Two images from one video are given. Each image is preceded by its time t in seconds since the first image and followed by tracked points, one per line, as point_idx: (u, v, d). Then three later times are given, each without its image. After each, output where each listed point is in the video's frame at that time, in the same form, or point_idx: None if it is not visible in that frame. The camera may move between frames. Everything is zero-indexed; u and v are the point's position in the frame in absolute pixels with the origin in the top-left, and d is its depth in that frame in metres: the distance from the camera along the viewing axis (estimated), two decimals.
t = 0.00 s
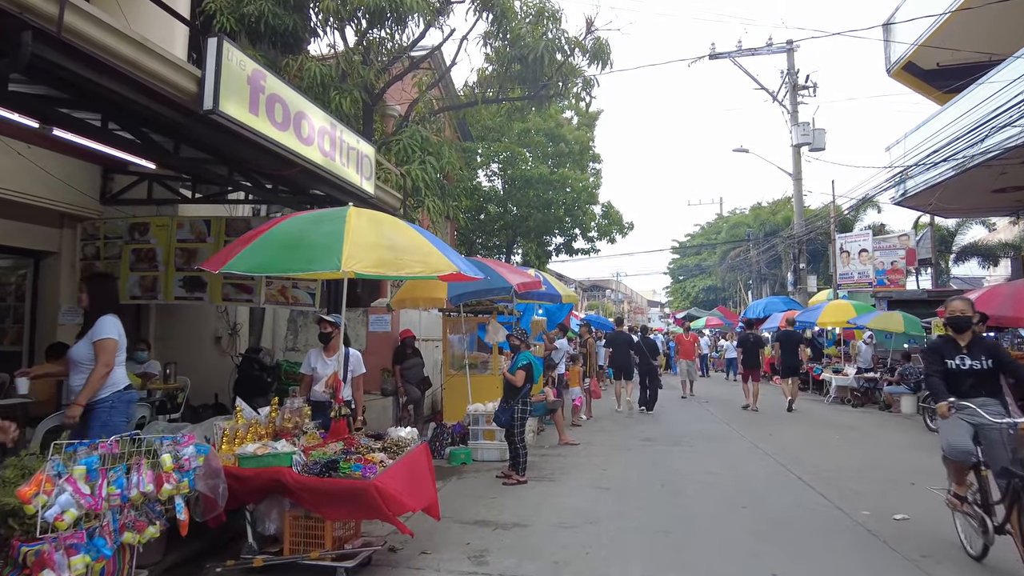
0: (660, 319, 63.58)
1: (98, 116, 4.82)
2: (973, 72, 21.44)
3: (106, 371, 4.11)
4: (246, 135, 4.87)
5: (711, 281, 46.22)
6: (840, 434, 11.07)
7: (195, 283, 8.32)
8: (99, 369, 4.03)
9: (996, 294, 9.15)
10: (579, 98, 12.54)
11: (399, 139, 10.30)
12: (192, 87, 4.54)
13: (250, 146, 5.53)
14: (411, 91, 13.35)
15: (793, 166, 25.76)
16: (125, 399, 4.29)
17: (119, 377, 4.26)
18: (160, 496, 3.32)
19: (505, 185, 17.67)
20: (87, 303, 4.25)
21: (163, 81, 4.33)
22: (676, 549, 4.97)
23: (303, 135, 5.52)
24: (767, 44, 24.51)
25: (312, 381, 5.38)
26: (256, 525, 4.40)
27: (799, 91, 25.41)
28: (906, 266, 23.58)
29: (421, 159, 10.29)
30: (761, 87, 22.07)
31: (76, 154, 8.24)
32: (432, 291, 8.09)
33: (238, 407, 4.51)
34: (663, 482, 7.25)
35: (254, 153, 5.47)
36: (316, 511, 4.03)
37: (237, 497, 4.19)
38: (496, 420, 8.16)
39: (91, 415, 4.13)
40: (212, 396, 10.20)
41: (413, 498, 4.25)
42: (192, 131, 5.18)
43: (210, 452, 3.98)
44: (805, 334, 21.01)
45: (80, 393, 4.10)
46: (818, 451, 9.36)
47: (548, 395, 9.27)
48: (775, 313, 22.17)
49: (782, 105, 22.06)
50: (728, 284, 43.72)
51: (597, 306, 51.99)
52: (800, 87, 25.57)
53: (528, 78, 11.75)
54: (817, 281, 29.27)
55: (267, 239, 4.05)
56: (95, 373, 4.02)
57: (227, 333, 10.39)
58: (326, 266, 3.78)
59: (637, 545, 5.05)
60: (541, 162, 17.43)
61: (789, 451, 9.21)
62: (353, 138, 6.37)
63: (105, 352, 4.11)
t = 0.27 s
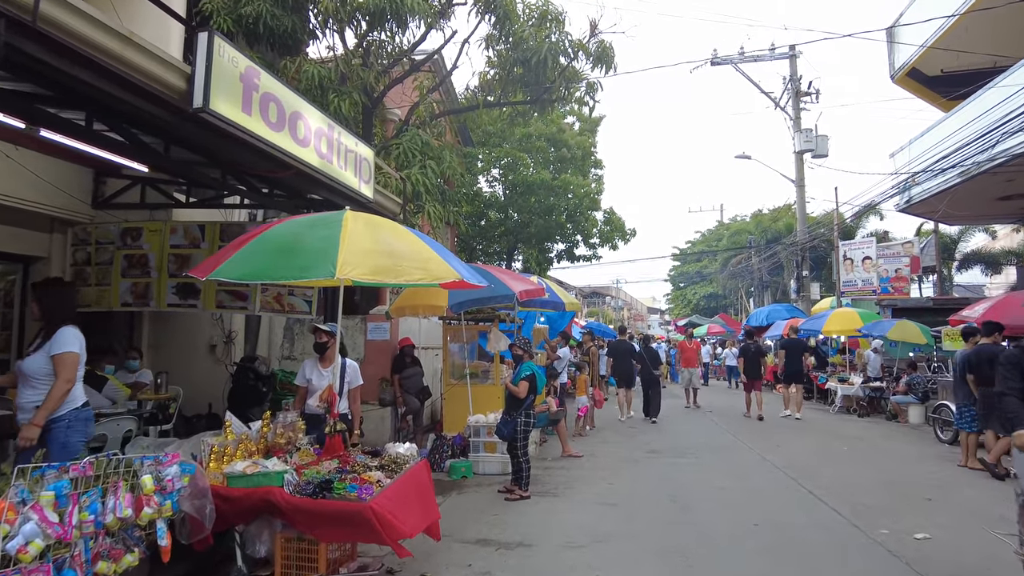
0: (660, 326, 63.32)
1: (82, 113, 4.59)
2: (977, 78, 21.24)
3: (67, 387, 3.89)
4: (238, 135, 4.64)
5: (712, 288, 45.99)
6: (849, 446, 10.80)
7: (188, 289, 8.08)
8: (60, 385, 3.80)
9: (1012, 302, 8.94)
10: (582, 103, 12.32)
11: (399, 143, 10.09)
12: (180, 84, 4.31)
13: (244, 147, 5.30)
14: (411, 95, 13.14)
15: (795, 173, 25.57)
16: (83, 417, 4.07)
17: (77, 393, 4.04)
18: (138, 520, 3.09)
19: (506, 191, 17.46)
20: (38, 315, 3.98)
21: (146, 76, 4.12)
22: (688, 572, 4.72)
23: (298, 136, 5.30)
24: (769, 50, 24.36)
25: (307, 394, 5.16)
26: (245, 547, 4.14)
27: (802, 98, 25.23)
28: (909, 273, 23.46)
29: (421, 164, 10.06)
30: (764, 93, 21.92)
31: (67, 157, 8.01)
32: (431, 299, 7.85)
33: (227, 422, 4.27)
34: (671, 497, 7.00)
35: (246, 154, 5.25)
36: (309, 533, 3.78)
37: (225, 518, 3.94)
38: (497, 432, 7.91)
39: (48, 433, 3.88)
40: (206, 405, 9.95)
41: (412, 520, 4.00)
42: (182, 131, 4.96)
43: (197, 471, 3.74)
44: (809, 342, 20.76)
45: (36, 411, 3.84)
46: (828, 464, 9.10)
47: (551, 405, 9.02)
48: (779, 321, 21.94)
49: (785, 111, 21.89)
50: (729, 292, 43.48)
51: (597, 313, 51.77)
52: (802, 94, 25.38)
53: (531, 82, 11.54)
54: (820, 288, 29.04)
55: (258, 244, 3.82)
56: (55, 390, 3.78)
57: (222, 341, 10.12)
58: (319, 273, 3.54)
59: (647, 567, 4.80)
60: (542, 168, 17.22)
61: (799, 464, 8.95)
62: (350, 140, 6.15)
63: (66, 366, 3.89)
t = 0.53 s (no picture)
0: (660, 332, 63.10)
1: (63, 107, 4.40)
2: (979, 83, 21.11)
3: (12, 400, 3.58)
4: (227, 131, 4.44)
5: (712, 294, 45.82)
6: (856, 455, 10.57)
7: (180, 294, 7.84)
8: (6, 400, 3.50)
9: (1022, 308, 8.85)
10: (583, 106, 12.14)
11: (398, 145, 9.90)
12: (166, 77, 4.12)
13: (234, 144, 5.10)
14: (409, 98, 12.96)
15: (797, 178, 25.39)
16: (25, 432, 3.74)
17: (22, 406, 3.73)
18: (111, 539, 2.87)
19: (506, 196, 17.27)
20: None
21: (127, 66, 3.89)
22: None
23: (291, 133, 5.10)
24: (770, 55, 24.23)
25: (300, 402, 4.97)
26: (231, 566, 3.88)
27: (803, 103, 25.08)
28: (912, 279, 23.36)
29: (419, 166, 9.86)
30: (765, 99, 21.76)
31: (56, 158, 7.81)
32: (431, 303, 7.63)
33: (213, 432, 4.04)
34: (677, 509, 6.77)
35: (237, 152, 5.05)
36: (299, 551, 3.55)
37: (210, 534, 3.71)
38: (497, 441, 7.67)
39: None
40: (197, 413, 9.72)
41: (407, 538, 3.78)
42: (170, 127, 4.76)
43: (178, 485, 3.51)
44: (812, 349, 20.53)
45: None
46: (837, 474, 8.87)
47: (552, 413, 8.79)
48: (781, 328, 21.70)
49: (786, 116, 21.74)
50: (729, 298, 43.24)
51: (596, 319, 51.54)
52: (804, 99, 25.22)
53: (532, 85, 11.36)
54: (821, 294, 28.84)
55: (244, 243, 3.61)
56: (0, 403, 3.49)
57: (215, 348, 9.94)
58: (308, 274, 3.32)
59: None
60: (542, 172, 17.03)
61: (807, 475, 8.73)
62: (346, 139, 5.94)
63: (13, 378, 3.57)
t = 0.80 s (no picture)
0: (658, 336, 62.86)
1: (31, 96, 4.15)
2: (981, 84, 20.95)
3: None
4: (205, 122, 4.20)
5: (711, 298, 45.62)
6: (862, 461, 10.33)
7: (165, 296, 7.46)
8: None
9: None
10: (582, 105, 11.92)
11: (392, 145, 9.67)
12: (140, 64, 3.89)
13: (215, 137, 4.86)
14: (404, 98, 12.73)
15: (797, 181, 25.19)
16: None
17: None
18: (63, 564, 2.60)
19: (503, 198, 17.04)
20: None
21: (94, 50, 3.57)
22: None
23: (276, 127, 4.87)
24: (769, 57, 24.04)
25: (285, 409, 4.76)
26: None
27: (803, 105, 24.89)
28: (914, 282, 23.05)
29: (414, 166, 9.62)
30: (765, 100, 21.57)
31: (38, 156, 7.52)
32: (425, 306, 7.38)
33: (188, 442, 3.78)
34: (680, 520, 6.53)
35: (219, 146, 4.82)
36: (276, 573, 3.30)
37: (182, 552, 3.45)
38: (494, 448, 7.42)
39: None
40: (185, 419, 9.43)
41: (393, 558, 3.52)
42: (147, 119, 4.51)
43: (147, 501, 3.25)
44: (813, 353, 20.27)
45: None
46: (843, 481, 8.61)
47: (550, 419, 8.55)
48: (782, 331, 21.45)
49: (786, 118, 21.54)
50: (729, 302, 42.98)
51: (595, 323, 51.30)
52: (803, 101, 25.03)
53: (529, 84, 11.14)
54: (822, 298, 28.63)
55: (220, 240, 3.37)
56: None
57: (204, 352, 9.63)
58: (286, 273, 3.08)
59: None
60: (540, 174, 16.81)
61: (812, 482, 8.49)
62: (334, 134, 5.71)
63: None
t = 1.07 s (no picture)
0: (658, 341, 62.61)
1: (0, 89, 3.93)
2: (981, 87, 20.74)
3: None
4: (184, 116, 3.98)
5: (711, 302, 45.41)
6: (869, 469, 10.09)
7: (153, 301, 7.20)
8: None
9: None
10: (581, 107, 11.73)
11: (387, 146, 9.45)
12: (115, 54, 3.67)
13: (197, 132, 4.64)
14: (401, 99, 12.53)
15: (797, 184, 25.02)
16: None
17: None
18: None
19: (501, 201, 16.82)
20: None
21: (59, 35, 3.31)
22: None
23: (261, 123, 4.65)
24: (769, 60, 23.90)
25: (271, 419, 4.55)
26: None
27: (802, 108, 24.72)
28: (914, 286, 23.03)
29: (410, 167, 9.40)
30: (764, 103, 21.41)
31: (21, 157, 7.29)
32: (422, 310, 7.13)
33: (164, 456, 3.52)
34: (684, 532, 6.29)
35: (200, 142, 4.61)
36: None
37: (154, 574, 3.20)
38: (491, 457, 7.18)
39: None
40: (175, 428, 9.15)
41: None
42: (125, 111, 4.29)
43: (116, 520, 3.00)
44: (815, 357, 20.06)
45: None
46: (850, 490, 8.38)
47: (550, 427, 8.31)
48: (783, 336, 21.24)
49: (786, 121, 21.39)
50: (728, 306, 42.79)
51: (594, 328, 51.06)
52: (803, 104, 24.87)
53: (528, 84, 10.92)
54: (823, 302, 28.41)
55: (195, 240, 3.15)
56: None
57: (194, 358, 9.41)
58: (264, 275, 2.85)
59: None
60: (539, 176, 16.60)
61: (819, 491, 8.24)
62: (323, 131, 5.50)
63: None
